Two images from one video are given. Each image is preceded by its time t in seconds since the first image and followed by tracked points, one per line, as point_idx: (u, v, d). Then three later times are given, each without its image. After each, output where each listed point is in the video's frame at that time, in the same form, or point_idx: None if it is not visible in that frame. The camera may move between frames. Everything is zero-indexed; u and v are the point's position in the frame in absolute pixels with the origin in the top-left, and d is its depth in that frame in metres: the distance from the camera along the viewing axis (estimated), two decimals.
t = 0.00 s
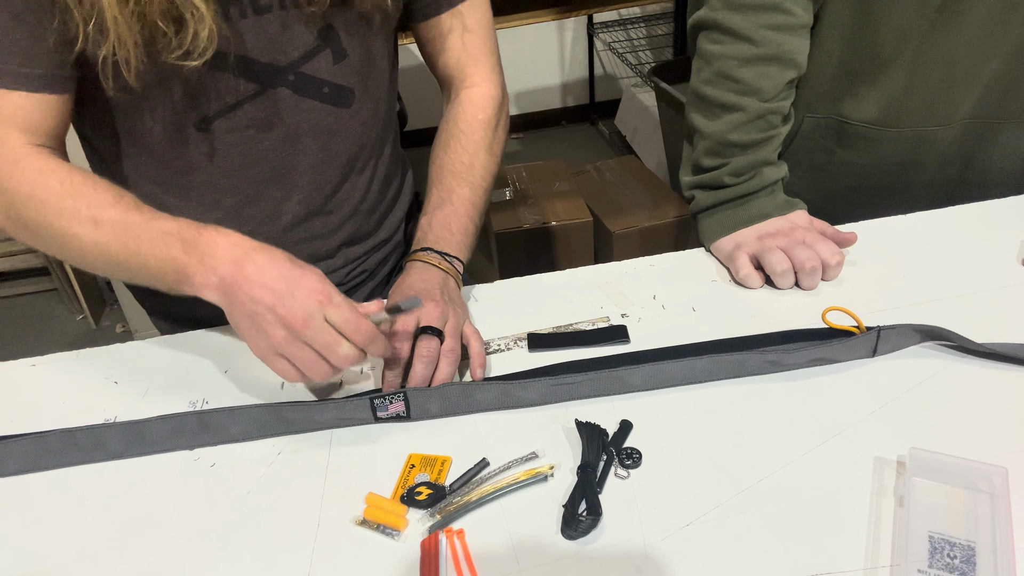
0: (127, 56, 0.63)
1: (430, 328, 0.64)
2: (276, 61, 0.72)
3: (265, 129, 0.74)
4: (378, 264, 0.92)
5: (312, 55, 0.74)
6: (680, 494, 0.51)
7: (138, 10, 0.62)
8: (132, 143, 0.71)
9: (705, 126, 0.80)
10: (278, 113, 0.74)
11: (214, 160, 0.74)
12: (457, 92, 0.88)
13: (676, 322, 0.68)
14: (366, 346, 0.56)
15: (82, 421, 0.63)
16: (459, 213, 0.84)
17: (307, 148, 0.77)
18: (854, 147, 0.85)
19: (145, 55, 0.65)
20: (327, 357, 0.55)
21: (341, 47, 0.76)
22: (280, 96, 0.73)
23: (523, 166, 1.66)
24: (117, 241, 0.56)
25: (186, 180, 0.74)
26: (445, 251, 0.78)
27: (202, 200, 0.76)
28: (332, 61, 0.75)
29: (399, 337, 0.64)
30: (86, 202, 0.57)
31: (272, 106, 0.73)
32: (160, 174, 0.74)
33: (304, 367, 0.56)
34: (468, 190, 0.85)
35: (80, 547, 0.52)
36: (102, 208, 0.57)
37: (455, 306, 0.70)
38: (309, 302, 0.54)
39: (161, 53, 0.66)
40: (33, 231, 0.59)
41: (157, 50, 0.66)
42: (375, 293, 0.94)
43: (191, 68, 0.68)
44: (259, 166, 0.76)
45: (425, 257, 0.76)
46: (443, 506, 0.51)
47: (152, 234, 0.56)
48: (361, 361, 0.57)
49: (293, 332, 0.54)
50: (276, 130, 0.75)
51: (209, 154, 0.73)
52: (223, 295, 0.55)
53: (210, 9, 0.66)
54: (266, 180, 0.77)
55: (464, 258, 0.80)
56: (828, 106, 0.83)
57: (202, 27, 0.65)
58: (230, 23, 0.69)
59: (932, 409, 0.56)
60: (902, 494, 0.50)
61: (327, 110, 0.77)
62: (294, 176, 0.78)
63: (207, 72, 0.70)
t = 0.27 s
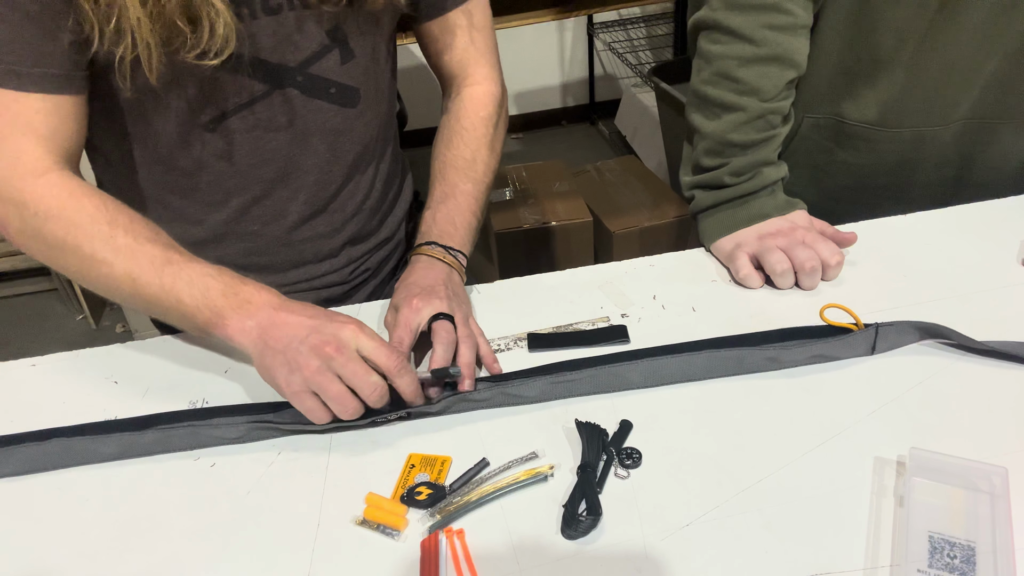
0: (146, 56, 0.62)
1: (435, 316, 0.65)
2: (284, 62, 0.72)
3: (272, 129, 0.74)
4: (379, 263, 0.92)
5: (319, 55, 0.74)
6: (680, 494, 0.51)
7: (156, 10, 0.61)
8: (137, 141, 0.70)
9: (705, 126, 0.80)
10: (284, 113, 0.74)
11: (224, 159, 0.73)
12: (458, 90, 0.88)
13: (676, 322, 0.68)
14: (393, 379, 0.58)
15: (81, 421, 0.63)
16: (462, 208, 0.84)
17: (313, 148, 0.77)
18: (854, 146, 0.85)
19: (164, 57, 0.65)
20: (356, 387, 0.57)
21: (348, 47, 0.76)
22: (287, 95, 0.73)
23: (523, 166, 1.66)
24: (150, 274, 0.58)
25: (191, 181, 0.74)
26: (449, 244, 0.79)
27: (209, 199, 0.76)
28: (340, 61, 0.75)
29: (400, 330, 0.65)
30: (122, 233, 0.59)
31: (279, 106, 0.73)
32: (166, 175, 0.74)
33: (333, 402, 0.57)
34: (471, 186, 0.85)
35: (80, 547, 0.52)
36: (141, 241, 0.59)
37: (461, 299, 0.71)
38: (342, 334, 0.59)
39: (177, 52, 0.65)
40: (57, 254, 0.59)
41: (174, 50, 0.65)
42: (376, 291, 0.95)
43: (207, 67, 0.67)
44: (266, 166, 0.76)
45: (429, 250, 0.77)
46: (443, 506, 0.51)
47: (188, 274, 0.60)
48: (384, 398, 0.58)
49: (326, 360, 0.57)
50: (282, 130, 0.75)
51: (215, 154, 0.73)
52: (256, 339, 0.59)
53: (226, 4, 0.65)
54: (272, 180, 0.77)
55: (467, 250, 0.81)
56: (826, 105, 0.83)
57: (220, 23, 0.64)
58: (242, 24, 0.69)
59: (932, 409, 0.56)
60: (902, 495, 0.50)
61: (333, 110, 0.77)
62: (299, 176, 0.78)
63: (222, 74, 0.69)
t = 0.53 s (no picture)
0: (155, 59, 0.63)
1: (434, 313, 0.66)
2: (289, 62, 0.72)
3: (278, 129, 0.74)
4: (382, 261, 0.92)
5: (324, 56, 0.74)
6: (680, 494, 0.51)
7: (164, 15, 0.62)
8: (143, 140, 0.70)
9: (706, 126, 0.80)
10: (290, 113, 0.74)
11: (229, 159, 0.74)
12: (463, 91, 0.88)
13: (676, 322, 0.68)
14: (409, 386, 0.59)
15: (81, 422, 0.63)
16: (467, 209, 0.84)
17: (318, 147, 0.77)
18: (855, 147, 0.85)
19: (173, 59, 0.65)
20: (372, 399, 0.57)
21: (353, 48, 0.76)
22: (293, 96, 0.73)
23: (523, 166, 1.66)
24: (148, 273, 0.57)
25: (196, 180, 0.74)
26: (455, 245, 0.79)
27: (213, 198, 0.76)
28: (344, 61, 0.75)
29: (400, 331, 0.65)
30: (119, 228, 0.58)
31: (284, 106, 0.73)
32: (169, 173, 0.74)
33: (348, 413, 0.57)
34: (477, 186, 0.86)
35: (81, 548, 0.52)
36: (138, 237, 0.58)
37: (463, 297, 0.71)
38: (360, 345, 0.58)
39: (187, 55, 0.66)
40: (51, 250, 0.57)
41: (183, 52, 0.66)
42: (378, 290, 0.94)
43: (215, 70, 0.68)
44: (270, 165, 0.76)
45: (438, 253, 0.77)
46: (443, 506, 0.51)
47: (186, 270, 0.58)
48: (400, 408, 0.58)
49: (344, 373, 0.57)
50: (289, 129, 0.75)
51: (220, 154, 0.73)
52: (261, 336, 0.58)
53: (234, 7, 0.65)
54: (277, 179, 0.77)
55: (473, 251, 0.81)
56: (827, 106, 0.83)
57: (226, 25, 0.64)
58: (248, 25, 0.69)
59: (932, 409, 0.56)
60: (902, 495, 0.50)
61: (339, 109, 0.76)
62: (304, 175, 0.78)
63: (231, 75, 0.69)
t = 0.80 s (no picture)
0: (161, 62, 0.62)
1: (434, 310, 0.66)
2: (294, 62, 0.72)
3: (282, 129, 0.74)
4: (385, 261, 0.92)
5: (327, 56, 0.74)
6: (680, 493, 0.51)
7: (168, 16, 0.61)
8: (147, 140, 0.71)
9: (706, 126, 0.80)
10: (294, 113, 0.74)
11: (233, 159, 0.74)
12: (466, 90, 0.88)
13: (676, 322, 0.68)
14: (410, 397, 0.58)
15: (81, 421, 0.63)
16: (471, 208, 0.84)
17: (322, 147, 0.77)
18: (856, 147, 0.85)
19: (177, 62, 0.65)
20: (372, 408, 0.56)
21: (358, 49, 0.76)
22: (298, 96, 0.73)
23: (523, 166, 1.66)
24: (164, 279, 0.58)
25: (201, 179, 0.75)
26: (457, 245, 0.79)
27: (217, 197, 0.76)
28: (349, 63, 0.75)
29: (401, 327, 0.65)
30: (134, 234, 0.58)
31: (289, 107, 0.73)
32: (174, 172, 0.74)
33: (349, 420, 0.56)
34: (480, 186, 0.86)
35: (81, 547, 0.52)
36: (153, 244, 0.59)
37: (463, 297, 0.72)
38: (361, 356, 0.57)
39: (191, 55, 0.65)
40: (68, 257, 0.58)
41: (186, 54, 0.65)
42: (381, 290, 0.94)
43: (219, 71, 0.67)
44: (274, 165, 0.76)
45: (440, 253, 0.78)
46: (443, 506, 0.51)
47: (202, 278, 0.59)
48: (401, 417, 0.57)
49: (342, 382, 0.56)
50: (293, 129, 0.75)
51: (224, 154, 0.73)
52: (272, 347, 0.58)
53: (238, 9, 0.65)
54: (280, 179, 0.77)
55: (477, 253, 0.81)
56: (828, 106, 0.83)
57: (231, 28, 0.64)
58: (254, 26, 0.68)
59: (931, 409, 0.56)
60: (902, 495, 0.50)
61: (344, 109, 0.76)
62: (308, 175, 0.78)
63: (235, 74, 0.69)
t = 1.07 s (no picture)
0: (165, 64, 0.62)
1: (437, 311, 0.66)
2: (298, 64, 0.72)
3: (287, 130, 0.74)
4: (389, 261, 0.92)
5: (333, 56, 0.74)
6: (680, 493, 0.51)
7: (174, 18, 0.61)
8: (149, 141, 0.71)
9: (706, 126, 0.80)
10: (299, 114, 0.74)
11: (238, 161, 0.74)
12: (467, 89, 0.88)
13: (676, 322, 0.68)
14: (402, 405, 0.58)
15: (82, 421, 0.63)
16: (473, 208, 0.84)
17: (327, 148, 0.78)
18: (857, 147, 0.85)
19: (182, 63, 0.65)
20: (364, 419, 0.56)
21: (362, 50, 0.76)
22: (302, 97, 0.73)
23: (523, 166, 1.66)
24: (154, 286, 0.57)
25: (206, 180, 0.75)
26: (459, 243, 0.79)
27: (222, 198, 0.77)
28: (353, 63, 0.75)
29: (405, 326, 0.65)
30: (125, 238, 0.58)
31: (294, 108, 0.73)
32: (178, 173, 0.74)
33: (344, 431, 0.57)
34: (482, 185, 0.86)
35: (81, 547, 0.52)
36: (143, 248, 0.58)
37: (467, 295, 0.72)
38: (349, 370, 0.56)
39: (196, 59, 0.65)
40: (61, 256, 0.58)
41: (191, 56, 0.65)
42: (385, 290, 0.94)
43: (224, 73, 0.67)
44: (279, 166, 0.76)
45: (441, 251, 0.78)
46: (443, 506, 0.51)
47: (189, 282, 0.58)
48: (395, 424, 0.58)
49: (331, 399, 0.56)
50: (298, 130, 0.75)
51: (230, 156, 0.73)
52: (262, 355, 0.59)
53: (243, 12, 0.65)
54: (286, 180, 0.77)
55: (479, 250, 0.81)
56: (830, 106, 0.83)
57: (235, 32, 0.64)
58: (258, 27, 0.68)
59: (931, 409, 0.56)
60: (902, 495, 0.50)
61: (348, 110, 0.77)
62: (312, 175, 0.79)
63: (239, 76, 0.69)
